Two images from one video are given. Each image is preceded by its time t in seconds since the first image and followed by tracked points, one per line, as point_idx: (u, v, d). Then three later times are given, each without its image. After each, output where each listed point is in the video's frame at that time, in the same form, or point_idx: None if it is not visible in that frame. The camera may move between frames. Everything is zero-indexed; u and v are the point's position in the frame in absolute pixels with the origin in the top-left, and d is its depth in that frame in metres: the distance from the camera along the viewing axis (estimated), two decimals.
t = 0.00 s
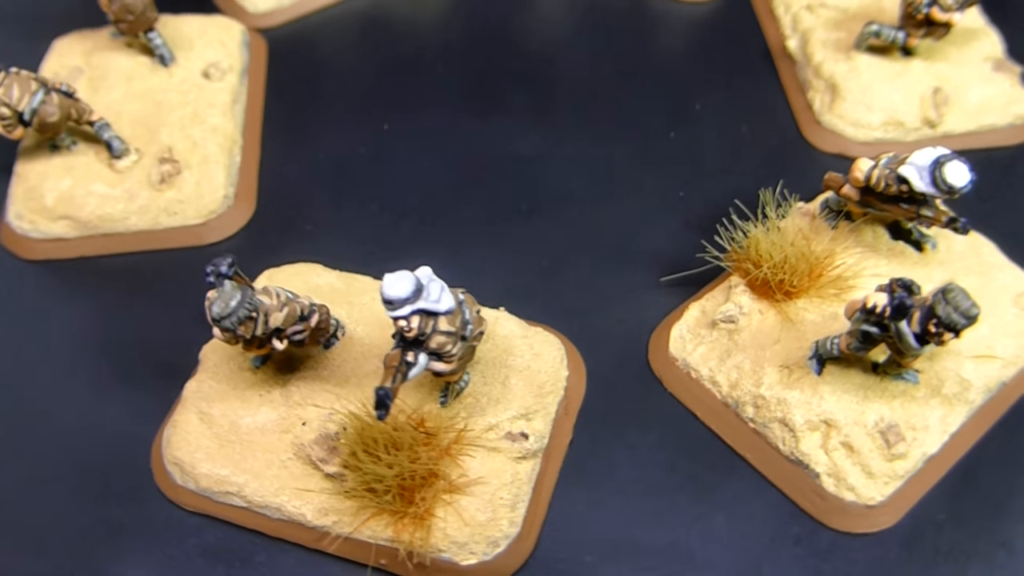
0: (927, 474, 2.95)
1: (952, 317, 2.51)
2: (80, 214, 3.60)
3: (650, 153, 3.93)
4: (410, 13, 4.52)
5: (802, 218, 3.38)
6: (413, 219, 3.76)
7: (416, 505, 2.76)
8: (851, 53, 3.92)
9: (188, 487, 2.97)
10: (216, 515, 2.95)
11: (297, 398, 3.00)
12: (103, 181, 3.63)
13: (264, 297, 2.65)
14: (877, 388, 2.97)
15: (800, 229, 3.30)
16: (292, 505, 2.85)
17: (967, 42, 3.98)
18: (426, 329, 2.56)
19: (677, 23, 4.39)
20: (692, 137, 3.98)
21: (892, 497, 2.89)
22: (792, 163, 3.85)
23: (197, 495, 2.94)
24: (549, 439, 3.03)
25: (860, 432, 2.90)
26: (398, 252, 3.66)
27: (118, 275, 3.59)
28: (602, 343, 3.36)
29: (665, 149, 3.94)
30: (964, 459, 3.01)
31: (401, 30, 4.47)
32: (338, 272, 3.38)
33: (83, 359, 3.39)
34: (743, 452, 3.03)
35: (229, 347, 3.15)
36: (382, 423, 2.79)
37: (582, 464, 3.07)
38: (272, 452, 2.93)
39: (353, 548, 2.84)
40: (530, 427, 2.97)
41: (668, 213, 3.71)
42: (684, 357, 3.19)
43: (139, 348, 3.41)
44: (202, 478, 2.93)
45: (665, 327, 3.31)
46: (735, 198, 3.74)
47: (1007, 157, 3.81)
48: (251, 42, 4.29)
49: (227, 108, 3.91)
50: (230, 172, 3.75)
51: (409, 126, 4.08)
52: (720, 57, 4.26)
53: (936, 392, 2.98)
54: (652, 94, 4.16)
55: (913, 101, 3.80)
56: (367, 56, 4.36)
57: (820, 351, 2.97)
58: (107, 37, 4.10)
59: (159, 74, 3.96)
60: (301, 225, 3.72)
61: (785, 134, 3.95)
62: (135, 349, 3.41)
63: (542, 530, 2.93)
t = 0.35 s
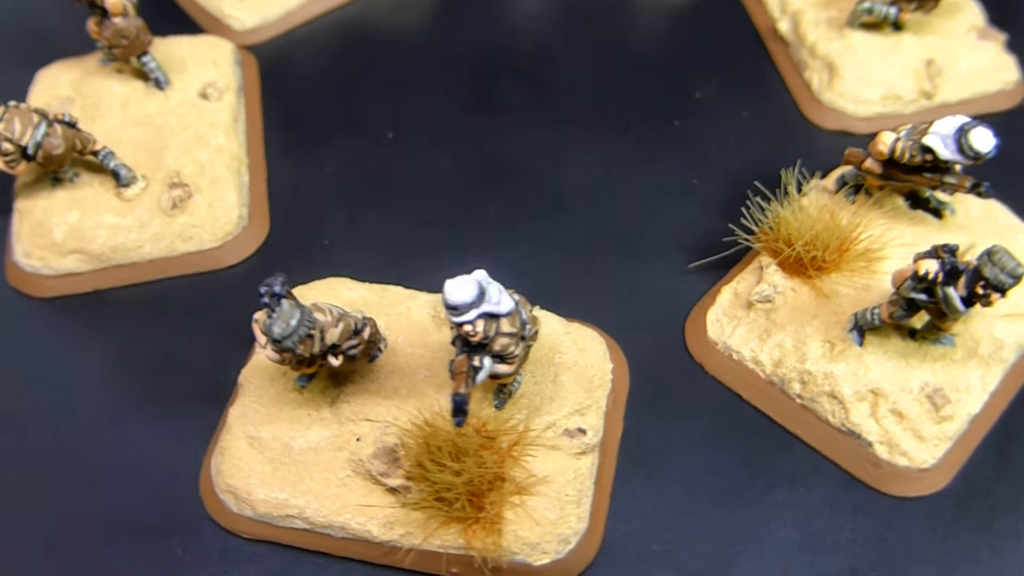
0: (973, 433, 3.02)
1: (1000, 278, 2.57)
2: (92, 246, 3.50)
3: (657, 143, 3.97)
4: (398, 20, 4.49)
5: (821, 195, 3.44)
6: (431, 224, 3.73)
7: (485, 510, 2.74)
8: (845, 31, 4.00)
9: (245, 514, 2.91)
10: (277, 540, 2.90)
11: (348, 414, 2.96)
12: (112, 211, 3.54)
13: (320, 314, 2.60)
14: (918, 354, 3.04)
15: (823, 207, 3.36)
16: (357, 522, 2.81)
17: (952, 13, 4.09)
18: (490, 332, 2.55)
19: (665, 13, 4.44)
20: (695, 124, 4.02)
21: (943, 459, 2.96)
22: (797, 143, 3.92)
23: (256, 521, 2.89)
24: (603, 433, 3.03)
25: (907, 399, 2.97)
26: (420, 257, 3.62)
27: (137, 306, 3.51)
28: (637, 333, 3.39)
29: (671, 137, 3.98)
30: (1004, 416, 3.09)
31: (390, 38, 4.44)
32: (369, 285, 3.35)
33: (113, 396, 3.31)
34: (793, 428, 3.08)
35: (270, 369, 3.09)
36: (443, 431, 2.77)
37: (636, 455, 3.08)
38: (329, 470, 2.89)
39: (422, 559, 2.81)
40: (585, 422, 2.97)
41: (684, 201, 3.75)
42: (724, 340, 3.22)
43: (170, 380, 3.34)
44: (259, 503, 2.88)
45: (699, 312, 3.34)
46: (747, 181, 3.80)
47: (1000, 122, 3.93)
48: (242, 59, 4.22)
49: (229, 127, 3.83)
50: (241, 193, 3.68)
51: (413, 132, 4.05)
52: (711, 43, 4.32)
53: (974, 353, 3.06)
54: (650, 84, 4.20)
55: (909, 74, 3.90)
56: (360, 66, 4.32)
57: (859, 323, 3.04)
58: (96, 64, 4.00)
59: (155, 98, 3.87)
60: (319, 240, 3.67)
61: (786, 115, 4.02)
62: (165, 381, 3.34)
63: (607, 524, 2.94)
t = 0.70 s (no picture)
0: (1009, 392, 3.10)
1: None
2: (108, 277, 3.41)
3: (662, 132, 4.00)
4: (388, 29, 4.46)
5: (835, 173, 3.51)
6: (449, 228, 3.71)
7: (552, 508, 2.73)
8: (835, 12, 4.09)
9: (304, 535, 2.87)
10: (340, 558, 2.87)
11: (400, 425, 2.93)
12: (126, 240, 3.45)
13: (378, 325, 2.57)
14: (950, 319, 3.11)
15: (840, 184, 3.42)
16: (422, 532, 2.79)
17: None
18: (551, 330, 2.55)
19: (653, 5, 4.48)
20: (697, 112, 4.07)
21: (985, 419, 3.03)
22: (799, 123, 3.98)
23: (317, 541, 2.84)
24: (653, 422, 3.05)
25: (945, 364, 3.04)
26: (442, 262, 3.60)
27: (160, 335, 3.43)
28: (670, 321, 3.41)
29: (675, 127, 4.02)
30: None
31: (381, 46, 4.41)
32: (401, 294, 3.33)
33: (148, 429, 3.24)
34: (836, 402, 3.13)
35: (313, 387, 3.05)
36: (502, 433, 2.77)
37: (685, 442, 3.11)
38: (387, 482, 2.86)
39: (491, 563, 2.80)
40: (636, 413, 2.99)
41: (696, 187, 3.78)
42: (759, 321, 3.26)
43: (205, 408, 3.28)
44: (319, 522, 2.84)
45: (730, 296, 3.38)
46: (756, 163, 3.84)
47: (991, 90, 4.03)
48: (235, 77, 4.15)
49: (234, 146, 3.77)
50: (255, 212, 3.62)
51: (418, 139, 4.03)
52: (702, 32, 4.37)
53: (1002, 315, 3.15)
54: (648, 76, 4.23)
55: (901, 49, 3.99)
56: (355, 76, 4.28)
57: (892, 294, 3.11)
58: (89, 91, 3.90)
59: (154, 121, 3.79)
60: (339, 254, 3.63)
61: (784, 97, 4.08)
62: (200, 409, 3.28)
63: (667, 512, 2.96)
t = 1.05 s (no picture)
0: None
1: None
2: (131, 307, 3.33)
3: (666, 122, 4.03)
4: (378, 36, 4.42)
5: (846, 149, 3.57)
6: (469, 233, 3.70)
7: (620, 500, 2.74)
8: None
9: (370, 551, 2.83)
10: (408, 570, 2.84)
11: (454, 431, 2.91)
12: (146, 268, 3.37)
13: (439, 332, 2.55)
14: (976, 283, 3.20)
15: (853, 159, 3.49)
16: (491, 536, 2.78)
17: None
18: (613, 323, 2.57)
19: None
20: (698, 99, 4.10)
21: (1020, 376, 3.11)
22: (799, 103, 4.04)
23: (384, 555, 2.81)
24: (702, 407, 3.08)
25: (976, 327, 3.13)
26: (467, 267, 3.59)
27: (190, 363, 3.36)
28: (700, 307, 3.45)
29: (678, 115, 4.05)
30: None
31: (373, 53, 4.36)
32: (433, 302, 3.30)
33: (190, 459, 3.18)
34: (874, 372, 3.19)
35: (360, 401, 3.01)
36: (563, 430, 2.77)
37: (733, 424, 3.14)
38: (449, 490, 2.84)
39: (561, 561, 2.80)
40: (686, 399, 3.01)
41: (708, 173, 3.82)
42: (790, 299, 3.31)
43: (246, 432, 3.22)
44: (385, 536, 2.81)
45: (758, 278, 3.42)
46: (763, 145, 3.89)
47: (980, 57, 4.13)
48: (230, 95, 4.08)
49: (242, 165, 3.71)
50: (273, 230, 3.56)
51: (424, 145, 4.00)
52: (692, 19, 4.40)
53: None
54: (644, 67, 4.26)
55: (889, 26, 4.09)
56: (351, 86, 4.23)
57: (919, 262, 3.20)
58: (84, 120, 3.80)
59: (157, 145, 3.71)
60: (362, 266, 3.60)
61: (781, 78, 4.14)
62: (241, 434, 3.22)
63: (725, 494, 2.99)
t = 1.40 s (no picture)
0: None
1: None
2: (158, 335, 3.25)
3: (669, 112, 4.07)
4: (369, 44, 4.38)
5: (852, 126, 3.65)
6: (489, 235, 3.69)
7: (684, 486, 2.76)
8: None
9: (437, 559, 2.81)
10: None
11: (510, 433, 2.91)
12: (169, 294, 3.29)
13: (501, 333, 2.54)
14: (996, 248, 3.28)
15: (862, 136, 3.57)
16: (558, 534, 2.78)
17: None
18: (673, 312, 2.59)
19: None
20: (697, 87, 4.15)
21: None
22: (796, 84, 4.11)
23: (452, 563, 2.79)
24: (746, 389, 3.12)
25: (1001, 290, 3.21)
26: (491, 269, 3.58)
27: (222, 387, 3.29)
28: (727, 292, 3.49)
29: (680, 105, 4.10)
30: None
31: (367, 62, 4.32)
32: (467, 305, 3.26)
33: (234, 483, 3.11)
34: (905, 342, 3.26)
35: (410, 411, 2.99)
36: (621, 422, 2.78)
37: (776, 404, 3.19)
38: (512, 492, 2.84)
39: (629, 552, 2.81)
40: (732, 382, 3.04)
41: (717, 159, 3.86)
42: (817, 277, 3.37)
43: (289, 451, 3.17)
44: (452, 544, 2.78)
45: (781, 258, 3.47)
46: (767, 129, 3.95)
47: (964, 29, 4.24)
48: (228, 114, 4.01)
49: (253, 183, 3.65)
50: (293, 246, 3.51)
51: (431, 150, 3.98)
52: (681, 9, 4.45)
53: None
54: (640, 60, 4.29)
55: (875, 5, 4.19)
56: (349, 96, 4.19)
57: (940, 231, 3.27)
58: (85, 148, 3.70)
59: (164, 169, 3.63)
60: (385, 276, 3.56)
61: (775, 62, 4.20)
62: (283, 454, 3.16)
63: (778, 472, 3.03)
